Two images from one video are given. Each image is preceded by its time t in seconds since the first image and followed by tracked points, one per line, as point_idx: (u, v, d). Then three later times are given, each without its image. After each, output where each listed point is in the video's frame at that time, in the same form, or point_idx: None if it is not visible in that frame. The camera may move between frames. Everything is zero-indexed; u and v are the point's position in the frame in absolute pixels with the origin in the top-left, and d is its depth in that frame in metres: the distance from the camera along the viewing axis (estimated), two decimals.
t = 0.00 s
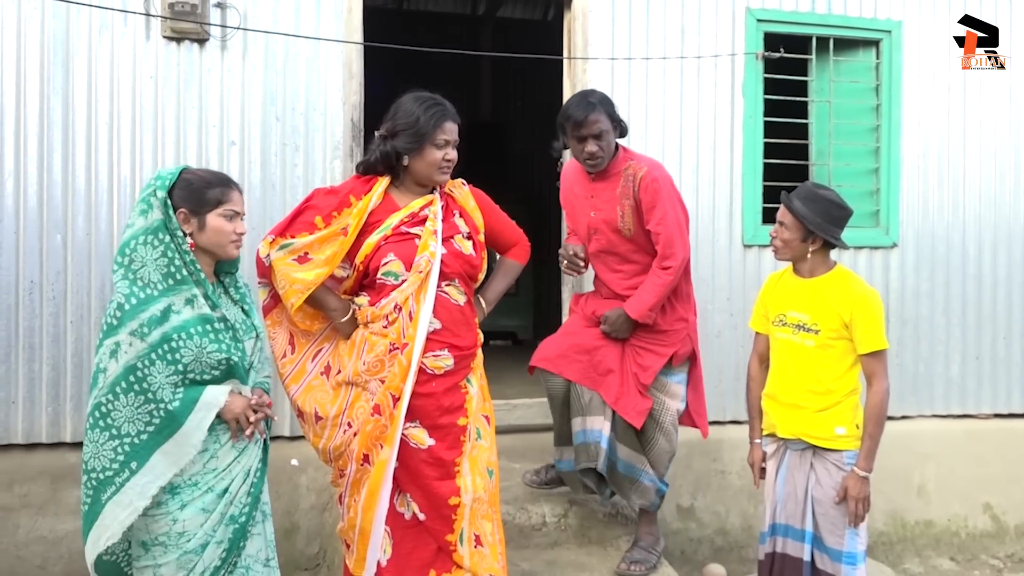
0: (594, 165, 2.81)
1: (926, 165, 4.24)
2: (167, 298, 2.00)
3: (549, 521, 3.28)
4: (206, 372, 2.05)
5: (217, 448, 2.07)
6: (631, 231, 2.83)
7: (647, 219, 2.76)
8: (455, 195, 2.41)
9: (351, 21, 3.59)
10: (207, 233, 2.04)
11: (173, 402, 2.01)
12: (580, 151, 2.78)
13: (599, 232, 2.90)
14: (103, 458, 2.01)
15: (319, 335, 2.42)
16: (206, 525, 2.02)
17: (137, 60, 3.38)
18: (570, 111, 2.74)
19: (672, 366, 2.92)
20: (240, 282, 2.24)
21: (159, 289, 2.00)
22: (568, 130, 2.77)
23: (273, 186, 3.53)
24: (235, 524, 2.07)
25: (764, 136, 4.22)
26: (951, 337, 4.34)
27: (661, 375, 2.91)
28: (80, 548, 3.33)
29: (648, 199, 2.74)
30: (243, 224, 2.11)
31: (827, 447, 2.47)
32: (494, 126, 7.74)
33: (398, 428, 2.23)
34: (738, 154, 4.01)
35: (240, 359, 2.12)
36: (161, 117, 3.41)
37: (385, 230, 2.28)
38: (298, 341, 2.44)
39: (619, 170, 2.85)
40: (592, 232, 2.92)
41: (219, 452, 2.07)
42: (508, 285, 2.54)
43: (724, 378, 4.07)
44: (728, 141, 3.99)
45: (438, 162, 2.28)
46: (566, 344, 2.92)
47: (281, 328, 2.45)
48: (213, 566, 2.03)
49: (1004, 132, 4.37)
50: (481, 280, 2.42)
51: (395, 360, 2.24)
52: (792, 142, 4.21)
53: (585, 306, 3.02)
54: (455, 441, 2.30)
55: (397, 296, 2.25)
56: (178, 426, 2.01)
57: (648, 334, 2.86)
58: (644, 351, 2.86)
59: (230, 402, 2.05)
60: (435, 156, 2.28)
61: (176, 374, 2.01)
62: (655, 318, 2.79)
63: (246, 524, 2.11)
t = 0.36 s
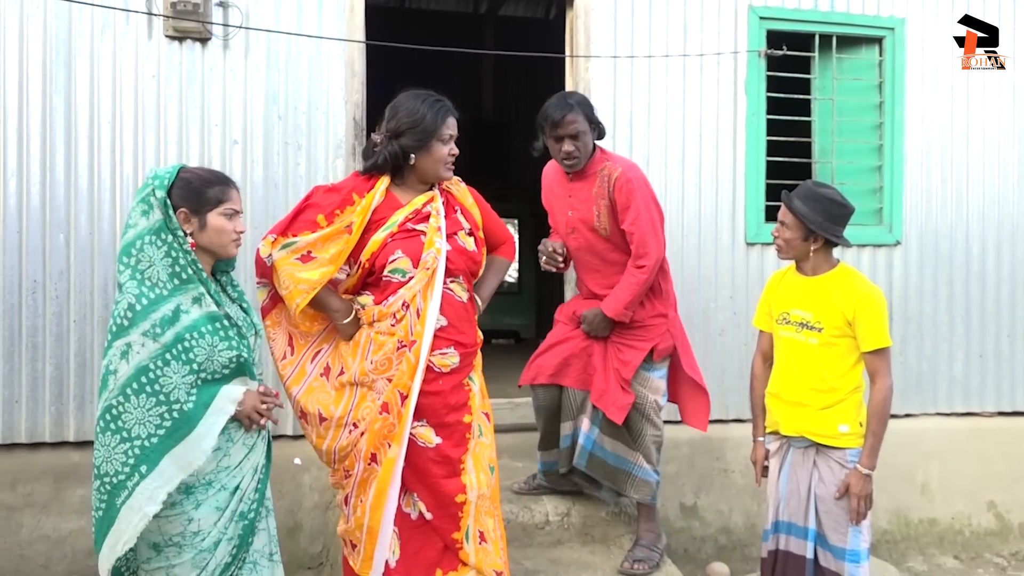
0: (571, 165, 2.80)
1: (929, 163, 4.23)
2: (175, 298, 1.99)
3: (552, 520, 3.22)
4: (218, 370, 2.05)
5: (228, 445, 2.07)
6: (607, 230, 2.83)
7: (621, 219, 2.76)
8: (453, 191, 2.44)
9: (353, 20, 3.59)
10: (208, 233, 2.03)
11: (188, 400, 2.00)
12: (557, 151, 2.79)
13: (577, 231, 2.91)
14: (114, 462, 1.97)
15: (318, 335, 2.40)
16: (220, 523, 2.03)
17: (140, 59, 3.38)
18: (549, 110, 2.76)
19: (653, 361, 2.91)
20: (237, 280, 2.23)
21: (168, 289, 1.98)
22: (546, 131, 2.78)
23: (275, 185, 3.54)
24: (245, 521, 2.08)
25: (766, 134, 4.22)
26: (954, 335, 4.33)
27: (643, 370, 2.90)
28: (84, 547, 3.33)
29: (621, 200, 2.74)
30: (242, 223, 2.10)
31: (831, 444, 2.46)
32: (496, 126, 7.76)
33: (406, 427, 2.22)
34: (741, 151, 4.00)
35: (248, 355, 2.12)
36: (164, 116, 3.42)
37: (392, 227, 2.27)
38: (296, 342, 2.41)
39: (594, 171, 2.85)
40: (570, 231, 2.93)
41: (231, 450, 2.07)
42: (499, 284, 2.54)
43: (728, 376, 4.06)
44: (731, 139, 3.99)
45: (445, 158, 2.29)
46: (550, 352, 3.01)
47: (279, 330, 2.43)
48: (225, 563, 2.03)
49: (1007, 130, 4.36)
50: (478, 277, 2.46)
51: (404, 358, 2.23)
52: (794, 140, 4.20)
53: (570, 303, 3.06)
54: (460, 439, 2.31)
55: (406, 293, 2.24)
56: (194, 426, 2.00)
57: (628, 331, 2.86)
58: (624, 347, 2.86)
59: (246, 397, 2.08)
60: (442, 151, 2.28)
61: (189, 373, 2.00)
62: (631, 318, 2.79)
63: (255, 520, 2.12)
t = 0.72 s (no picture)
0: (583, 163, 2.81)
1: (930, 161, 4.22)
2: (178, 296, 1.99)
3: (553, 518, 3.20)
4: (221, 367, 2.04)
5: (230, 443, 2.07)
6: (611, 228, 2.84)
7: (626, 217, 2.78)
8: (455, 191, 2.47)
9: (353, 18, 3.59)
10: (213, 229, 2.04)
11: (194, 397, 2.00)
12: (572, 151, 2.78)
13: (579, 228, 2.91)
14: (120, 461, 1.96)
15: (324, 336, 2.37)
16: (221, 520, 2.03)
17: (140, 57, 3.38)
18: (562, 115, 2.73)
19: (644, 359, 2.90)
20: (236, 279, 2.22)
21: (170, 287, 1.98)
22: (560, 132, 2.76)
23: (276, 184, 3.53)
24: (245, 519, 2.09)
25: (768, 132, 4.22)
26: (955, 334, 4.32)
27: (632, 367, 2.88)
28: (84, 546, 3.33)
29: (628, 198, 2.76)
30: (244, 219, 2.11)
31: (833, 443, 2.46)
32: (497, 125, 7.76)
33: (421, 427, 2.22)
34: (742, 150, 4.00)
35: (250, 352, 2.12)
36: (164, 114, 3.41)
37: (407, 228, 2.27)
38: (304, 345, 2.37)
39: (600, 170, 2.87)
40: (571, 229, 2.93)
41: (232, 447, 2.07)
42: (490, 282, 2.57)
43: (729, 374, 4.05)
44: (732, 137, 3.98)
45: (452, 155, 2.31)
46: (544, 352, 3.01)
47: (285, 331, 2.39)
48: (225, 560, 2.04)
49: (1008, 129, 4.35)
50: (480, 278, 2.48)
51: (419, 358, 2.23)
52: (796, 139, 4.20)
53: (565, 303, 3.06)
54: (469, 436, 2.32)
55: (422, 292, 2.25)
56: (201, 422, 2.00)
57: (624, 328, 2.86)
58: (618, 344, 2.85)
59: (251, 399, 2.09)
60: (448, 148, 2.30)
61: (193, 371, 2.00)
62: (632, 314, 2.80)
63: (255, 517, 2.12)
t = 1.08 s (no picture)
0: (579, 160, 2.81)
1: (933, 159, 4.21)
2: (185, 294, 1.98)
3: (555, 517, 3.19)
4: (229, 364, 2.04)
5: (234, 440, 2.07)
6: (615, 224, 2.84)
7: (630, 213, 2.78)
8: (457, 189, 2.46)
9: (355, 16, 3.58)
10: (220, 226, 2.04)
11: (204, 395, 2.00)
12: (568, 148, 2.79)
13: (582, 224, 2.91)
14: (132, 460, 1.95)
15: (326, 336, 2.37)
16: (226, 517, 2.03)
17: (142, 55, 3.38)
18: (557, 111, 2.74)
19: (649, 357, 2.91)
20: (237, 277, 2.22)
21: (178, 285, 1.98)
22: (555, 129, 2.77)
23: (278, 181, 3.53)
24: (249, 515, 2.09)
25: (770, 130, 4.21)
26: (958, 332, 4.31)
27: (638, 365, 2.88)
28: (86, 543, 3.33)
29: (631, 193, 2.76)
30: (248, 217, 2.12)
31: (835, 442, 2.46)
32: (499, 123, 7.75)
33: (422, 426, 2.21)
34: (745, 148, 3.99)
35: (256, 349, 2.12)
36: (166, 112, 3.41)
37: (408, 226, 2.26)
38: (306, 344, 2.38)
39: (603, 166, 2.87)
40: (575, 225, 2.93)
41: (236, 445, 2.07)
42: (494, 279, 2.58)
43: (731, 372, 4.05)
44: (735, 135, 3.97)
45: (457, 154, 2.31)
46: (551, 347, 2.99)
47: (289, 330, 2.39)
48: (230, 557, 2.04)
49: (1011, 127, 4.34)
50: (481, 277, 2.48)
51: (420, 357, 2.23)
52: (798, 136, 4.19)
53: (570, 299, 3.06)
54: (470, 435, 2.32)
55: (425, 292, 2.24)
56: (213, 417, 2.00)
57: (629, 326, 2.86)
58: (623, 342, 2.85)
59: (260, 396, 2.09)
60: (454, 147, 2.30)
61: (203, 369, 1.99)
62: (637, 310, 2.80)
63: (258, 514, 2.13)
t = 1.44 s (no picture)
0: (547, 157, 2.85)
1: (936, 156, 4.20)
2: (188, 293, 1.99)
3: (557, 515, 3.18)
4: (232, 363, 2.04)
5: (237, 438, 2.07)
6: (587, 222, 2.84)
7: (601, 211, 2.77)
8: (466, 187, 2.46)
9: (357, 14, 3.57)
10: (219, 226, 2.03)
11: (207, 393, 2.00)
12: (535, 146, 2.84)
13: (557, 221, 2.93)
14: (139, 458, 1.96)
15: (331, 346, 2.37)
16: (229, 515, 2.03)
17: (145, 53, 3.38)
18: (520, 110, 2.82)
19: (634, 355, 2.90)
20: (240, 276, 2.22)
21: (180, 284, 1.98)
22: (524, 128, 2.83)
23: (280, 180, 3.53)
24: (253, 513, 2.09)
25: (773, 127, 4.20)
26: (961, 330, 4.30)
27: (622, 363, 2.89)
28: (90, 541, 3.34)
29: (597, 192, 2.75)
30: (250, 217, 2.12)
31: (854, 442, 2.45)
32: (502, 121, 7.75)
33: (425, 425, 2.22)
34: (747, 146, 3.98)
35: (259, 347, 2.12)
36: (169, 110, 3.41)
37: (420, 226, 2.26)
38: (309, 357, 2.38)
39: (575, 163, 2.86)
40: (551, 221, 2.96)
41: (239, 442, 2.07)
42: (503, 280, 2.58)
43: (734, 370, 4.04)
44: (737, 133, 3.97)
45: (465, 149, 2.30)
46: (537, 339, 3.04)
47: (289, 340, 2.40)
48: (234, 554, 2.04)
49: (1014, 124, 4.32)
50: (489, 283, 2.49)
51: (423, 356, 2.23)
52: (801, 134, 4.19)
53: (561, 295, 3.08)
54: (473, 433, 2.32)
55: (432, 292, 2.25)
56: (215, 416, 2.00)
57: (610, 324, 2.85)
58: (605, 340, 2.86)
59: (263, 395, 2.10)
60: (461, 142, 2.29)
61: (205, 367, 2.00)
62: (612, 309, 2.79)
63: (262, 512, 2.13)
